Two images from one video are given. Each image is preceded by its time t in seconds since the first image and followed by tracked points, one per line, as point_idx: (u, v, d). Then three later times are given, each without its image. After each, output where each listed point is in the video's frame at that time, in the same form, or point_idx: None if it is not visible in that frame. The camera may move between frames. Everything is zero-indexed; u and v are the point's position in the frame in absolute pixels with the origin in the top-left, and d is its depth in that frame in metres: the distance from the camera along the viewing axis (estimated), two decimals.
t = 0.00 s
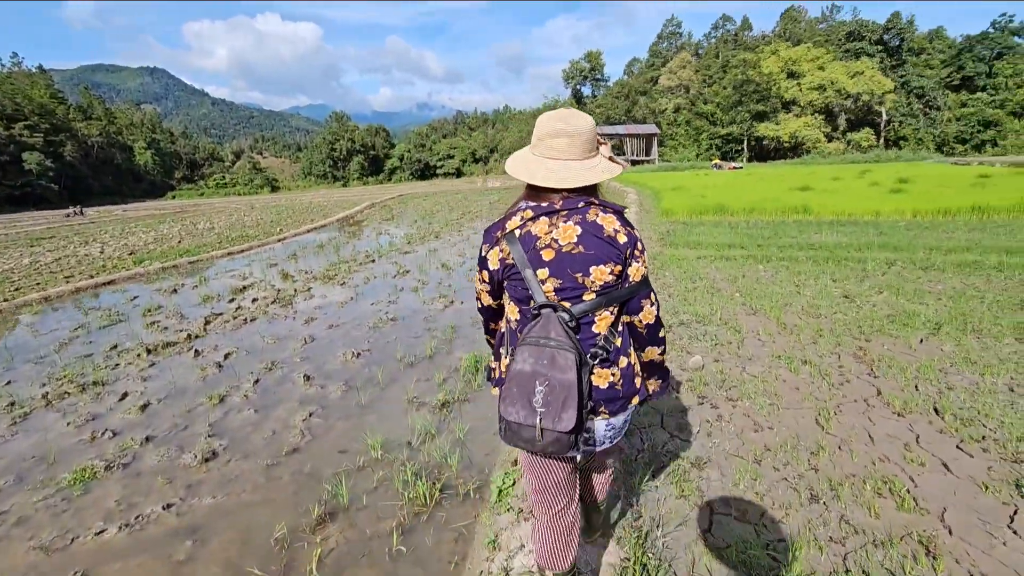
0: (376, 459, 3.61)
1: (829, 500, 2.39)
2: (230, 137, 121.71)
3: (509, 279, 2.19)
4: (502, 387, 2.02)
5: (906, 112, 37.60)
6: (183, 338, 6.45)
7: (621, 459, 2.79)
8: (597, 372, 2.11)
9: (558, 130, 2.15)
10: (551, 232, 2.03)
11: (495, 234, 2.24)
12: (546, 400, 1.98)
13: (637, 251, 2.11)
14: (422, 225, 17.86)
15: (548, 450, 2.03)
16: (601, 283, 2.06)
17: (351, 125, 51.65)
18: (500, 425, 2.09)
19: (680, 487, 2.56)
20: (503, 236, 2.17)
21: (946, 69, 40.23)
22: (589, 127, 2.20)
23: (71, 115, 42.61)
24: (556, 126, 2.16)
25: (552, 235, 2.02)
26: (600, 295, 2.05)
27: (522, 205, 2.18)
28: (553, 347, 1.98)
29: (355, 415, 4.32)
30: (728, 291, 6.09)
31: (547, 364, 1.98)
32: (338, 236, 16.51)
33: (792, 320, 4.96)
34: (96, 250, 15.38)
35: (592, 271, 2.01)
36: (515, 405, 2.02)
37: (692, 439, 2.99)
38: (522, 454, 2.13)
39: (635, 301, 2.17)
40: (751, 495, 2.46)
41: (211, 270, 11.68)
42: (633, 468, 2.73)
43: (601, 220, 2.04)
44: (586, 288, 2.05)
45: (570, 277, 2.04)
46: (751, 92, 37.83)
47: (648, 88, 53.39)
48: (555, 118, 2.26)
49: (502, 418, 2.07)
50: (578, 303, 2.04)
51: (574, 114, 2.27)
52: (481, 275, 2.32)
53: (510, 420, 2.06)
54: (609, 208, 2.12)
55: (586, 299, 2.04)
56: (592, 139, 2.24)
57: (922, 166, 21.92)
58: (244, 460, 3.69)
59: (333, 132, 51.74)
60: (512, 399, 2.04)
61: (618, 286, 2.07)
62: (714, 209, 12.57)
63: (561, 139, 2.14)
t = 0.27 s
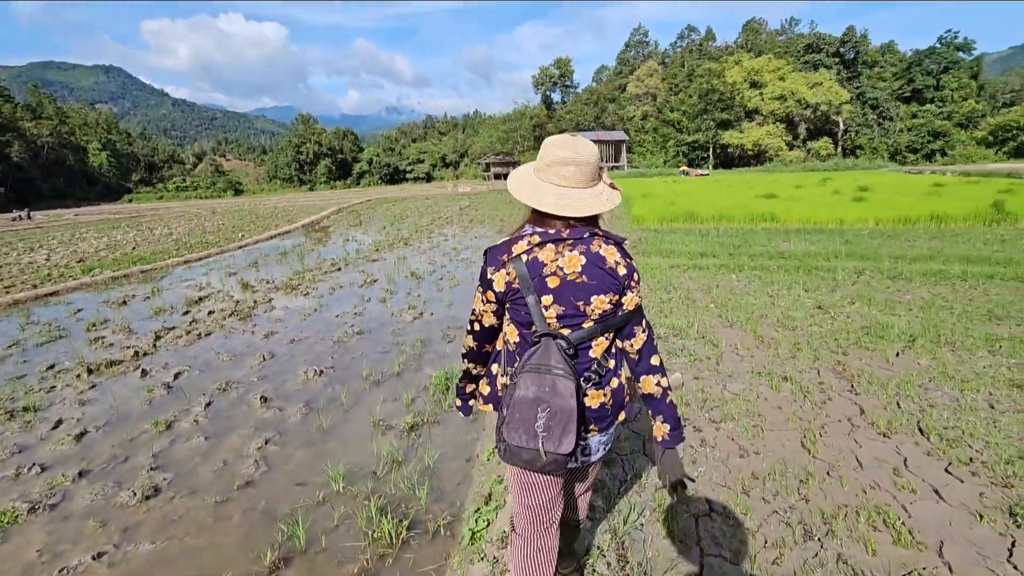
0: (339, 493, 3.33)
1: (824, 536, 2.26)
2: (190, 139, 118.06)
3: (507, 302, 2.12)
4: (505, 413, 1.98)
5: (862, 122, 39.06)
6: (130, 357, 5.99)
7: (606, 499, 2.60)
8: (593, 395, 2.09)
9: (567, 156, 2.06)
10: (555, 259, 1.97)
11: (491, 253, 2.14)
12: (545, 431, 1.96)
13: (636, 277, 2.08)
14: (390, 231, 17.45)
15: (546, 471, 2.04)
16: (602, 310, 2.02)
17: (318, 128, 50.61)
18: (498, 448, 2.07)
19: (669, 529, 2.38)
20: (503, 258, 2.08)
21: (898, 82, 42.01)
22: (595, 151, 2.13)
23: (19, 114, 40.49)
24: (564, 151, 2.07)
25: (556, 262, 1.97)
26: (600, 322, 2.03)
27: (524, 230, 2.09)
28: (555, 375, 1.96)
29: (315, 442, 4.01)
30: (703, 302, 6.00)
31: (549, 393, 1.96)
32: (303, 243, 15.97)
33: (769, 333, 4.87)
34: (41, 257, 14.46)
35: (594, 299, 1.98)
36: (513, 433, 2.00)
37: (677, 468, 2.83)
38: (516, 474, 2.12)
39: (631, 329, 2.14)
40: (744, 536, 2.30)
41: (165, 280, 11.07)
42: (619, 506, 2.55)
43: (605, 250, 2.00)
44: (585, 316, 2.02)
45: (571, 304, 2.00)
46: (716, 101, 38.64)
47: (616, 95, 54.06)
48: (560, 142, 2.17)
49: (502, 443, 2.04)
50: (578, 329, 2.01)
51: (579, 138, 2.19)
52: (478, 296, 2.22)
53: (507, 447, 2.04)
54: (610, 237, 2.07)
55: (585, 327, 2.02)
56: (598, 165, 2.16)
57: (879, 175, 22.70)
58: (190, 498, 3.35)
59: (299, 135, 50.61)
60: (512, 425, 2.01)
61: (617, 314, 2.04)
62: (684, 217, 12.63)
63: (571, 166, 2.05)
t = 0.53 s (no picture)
0: (303, 516, 3.14)
1: (814, 560, 2.18)
2: (153, 138, 114.28)
3: (508, 293, 2.31)
4: (504, 400, 2.16)
5: (825, 131, 40.26)
6: (77, 369, 5.61)
7: (589, 524, 2.50)
8: (582, 384, 2.29)
9: (559, 154, 2.28)
10: (553, 253, 2.19)
11: (492, 248, 2.32)
12: (542, 415, 2.15)
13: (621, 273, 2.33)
14: (361, 235, 17.05)
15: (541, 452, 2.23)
16: (591, 302, 2.25)
17: (286, 129, 49.51)
18: (496, 431, 2.25)
19: (654, 556, 2.27)
20: (505, 251, 2.26)
21: (858, 92, 43.48)
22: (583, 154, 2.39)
23: None
24: (556, 150, 2.28)
25: (554, 255, 2.19)
26: (592, 313, 2.26)
27: (522, 225, 2.29)
28: (551, 363, 2.15)
29: (278, 460, 3.79)
30: (679, 310, 5.95)
31: (546, 379, 2.15)
32: (270, 247, 15.47)
33: (747, 341, 4.84)
34: None
35: (586, 291, 2.21)
36: (512, 418, 2.17)
37: (660, 490, 2.72)
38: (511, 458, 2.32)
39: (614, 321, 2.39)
40: (732, 561, 2.22)
41: (120, 286, 10.52)
42: (602, 534, 2.43)
43: (595, 245, 2.25)
44: (578, 306, 2.24)
45: (567, 295, 2.21)
46: (686, 108, 39.29)
47: (589, 101, 54.51)
48: (550, 141, 2.41)
49: (501, 425, 2.23)
50: (571, 321, 2.22)
51: (567, 139, 2.43)
52: (480, 289, 2.36)
53: (506, 431, 2.21)
54: (598, 234, 2.33)
55: (579, 317, 2.25)
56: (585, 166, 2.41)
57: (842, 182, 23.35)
58: (137, 526, 3.09)
59: (267, 136, 49.41)
60: (510, 410, 2.19)
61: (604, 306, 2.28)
62: (657, 223, 12.67)
63: (564, 163, 2.27)
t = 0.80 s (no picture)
0: (270, 539, 2.89)
1: None
2: (120, 135, 110.77)
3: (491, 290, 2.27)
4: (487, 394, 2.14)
5: (796, 138, 41.16)
6: (25, 379, 5.21)
7: (582, 548, 2.32)
8: (568, 382, 2.21)
9: (544, 159, 2.23)
10: (535, 251, 2.14)
11: (476, 246, 2.29)
12: (524, 411, 2.08)
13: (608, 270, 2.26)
14: (337, 237, 16.66)
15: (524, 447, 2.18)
16: (576, 299, 2.18)
17: (260, 128, 48.45)
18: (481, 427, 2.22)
19: None
20: (488, 249, 2.23)
21: (828, 101, 44.58)
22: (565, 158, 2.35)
23: None
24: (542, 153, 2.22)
25: (536, 253, 2.14)
26: (575, 311, 2.19)
27: (504, 225, 2.25)
28: (533, 359, 2.10)
29: (243, 477, 3.53)
30: (664, 314, 5.84)
31: (528, 374, 2.09)
32: (241, 247, 14.98)
33: (734, 347, 4.74)
34: None
35: (569, 288, 2.14)
36: (494, 412, 2.12)
37: (654, 509, 2.56)
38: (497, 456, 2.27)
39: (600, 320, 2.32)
40: None
41: (78, 288, 9.98)
42: (597, 560, 2.26)
43: (579, 242, 2.19)
44: (563, 303, 2.17)
45: (550, 293, 2.15)
46: (663, 113, 39.70)
47: (567, 104, 54.74)
48: (532, 144, 2.34)
49: (485, 421, 2.19)
50: (554, 318, 2.16)
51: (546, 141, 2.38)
52: (465, 287, 2.32)
53: (489, 426, 2.16)
54: (583, 233, 2.27)
55: (561, 316, 2.17)
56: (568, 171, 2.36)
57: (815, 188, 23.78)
58: (83, 553, 2.81)
59: (240, 135, 48.29)
60: (493, 405, 2.15)
61: (590, 303, 2.20)
62: (637, 226, 12.64)
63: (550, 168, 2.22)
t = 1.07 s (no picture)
0: None
1: None
2: (93, 131, 107.91)
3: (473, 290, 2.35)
4: (467, 390, 2.23)
5: (776, 144, 41.78)
6: None
7: None
8: (549, 376, 2.31)
9: (525, 159, 2.29)
10: (517, 250, 2.22)
11: (460, 246, 2.37)
12: (506, 405, 2.19)
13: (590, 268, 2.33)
14: (317, 239, 16.24)
15: (503, 440, 2.29)
16: (557, 297, 2.27)
17: (240, 126, 47.48)
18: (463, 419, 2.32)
19: None
20: (471, 251, 2.29)
21: (806, 109, 45.35)
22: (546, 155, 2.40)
23: None
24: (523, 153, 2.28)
25: (518, 253, 2.21)
26: (557, 307, 2.28)
27: (486, 227, 2.31)
28: (514, 356, 2.19)
29: (210, 503, 3.26)
30: (655, 323, 5.68)
31: (509, 371, 2.19)
32: (217, 249, 14.48)
33: (729, 359, 4.60)
34: None
35: (551, 286, 2.23)
36: (475, 406, 2.23)
37: (658, 544, 2.38)
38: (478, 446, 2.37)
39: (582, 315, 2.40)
40: None
41: (41, 291, 9.47)
42: None
43: (560, 242, 2.26)
44: (544, 300, 2.26)
45: (532, 291, 2.24)
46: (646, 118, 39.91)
47: (550, 108, 54.79)
48: (513, 143, 2.40)
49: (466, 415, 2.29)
50: (535, 316, 2.25)
51: (526, 140, 2.44)
52: (447, 288, 2.39)
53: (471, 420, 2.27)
54: (566, 230, 2.34)
55: (543, 312, 2.26)
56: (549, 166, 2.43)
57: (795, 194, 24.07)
58: None
59: (218, 133, 47.26)
60: (474, 400, 2.24)
61: (569, 301, 2.29)
62: (623, 230, 12.56)
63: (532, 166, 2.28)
